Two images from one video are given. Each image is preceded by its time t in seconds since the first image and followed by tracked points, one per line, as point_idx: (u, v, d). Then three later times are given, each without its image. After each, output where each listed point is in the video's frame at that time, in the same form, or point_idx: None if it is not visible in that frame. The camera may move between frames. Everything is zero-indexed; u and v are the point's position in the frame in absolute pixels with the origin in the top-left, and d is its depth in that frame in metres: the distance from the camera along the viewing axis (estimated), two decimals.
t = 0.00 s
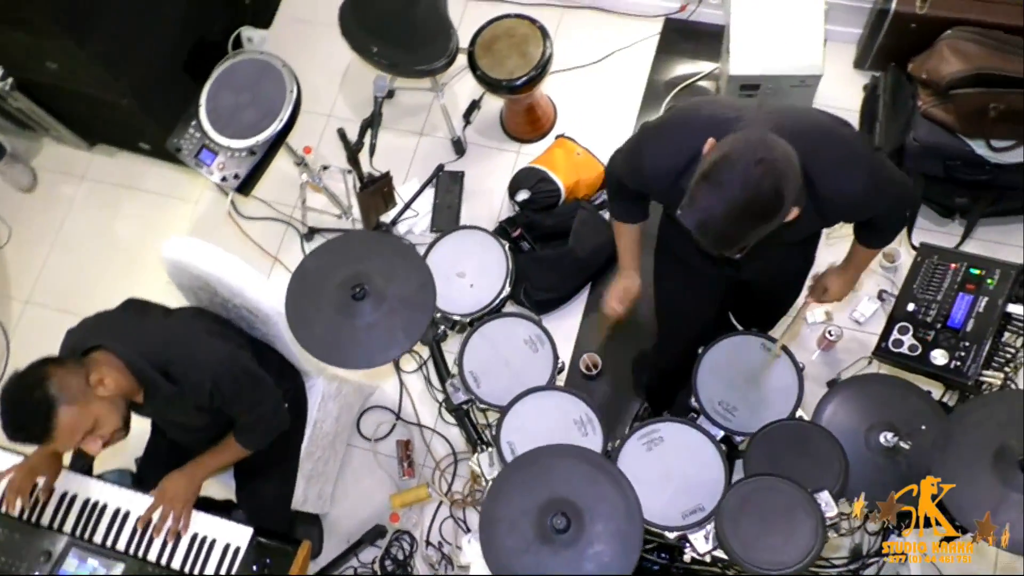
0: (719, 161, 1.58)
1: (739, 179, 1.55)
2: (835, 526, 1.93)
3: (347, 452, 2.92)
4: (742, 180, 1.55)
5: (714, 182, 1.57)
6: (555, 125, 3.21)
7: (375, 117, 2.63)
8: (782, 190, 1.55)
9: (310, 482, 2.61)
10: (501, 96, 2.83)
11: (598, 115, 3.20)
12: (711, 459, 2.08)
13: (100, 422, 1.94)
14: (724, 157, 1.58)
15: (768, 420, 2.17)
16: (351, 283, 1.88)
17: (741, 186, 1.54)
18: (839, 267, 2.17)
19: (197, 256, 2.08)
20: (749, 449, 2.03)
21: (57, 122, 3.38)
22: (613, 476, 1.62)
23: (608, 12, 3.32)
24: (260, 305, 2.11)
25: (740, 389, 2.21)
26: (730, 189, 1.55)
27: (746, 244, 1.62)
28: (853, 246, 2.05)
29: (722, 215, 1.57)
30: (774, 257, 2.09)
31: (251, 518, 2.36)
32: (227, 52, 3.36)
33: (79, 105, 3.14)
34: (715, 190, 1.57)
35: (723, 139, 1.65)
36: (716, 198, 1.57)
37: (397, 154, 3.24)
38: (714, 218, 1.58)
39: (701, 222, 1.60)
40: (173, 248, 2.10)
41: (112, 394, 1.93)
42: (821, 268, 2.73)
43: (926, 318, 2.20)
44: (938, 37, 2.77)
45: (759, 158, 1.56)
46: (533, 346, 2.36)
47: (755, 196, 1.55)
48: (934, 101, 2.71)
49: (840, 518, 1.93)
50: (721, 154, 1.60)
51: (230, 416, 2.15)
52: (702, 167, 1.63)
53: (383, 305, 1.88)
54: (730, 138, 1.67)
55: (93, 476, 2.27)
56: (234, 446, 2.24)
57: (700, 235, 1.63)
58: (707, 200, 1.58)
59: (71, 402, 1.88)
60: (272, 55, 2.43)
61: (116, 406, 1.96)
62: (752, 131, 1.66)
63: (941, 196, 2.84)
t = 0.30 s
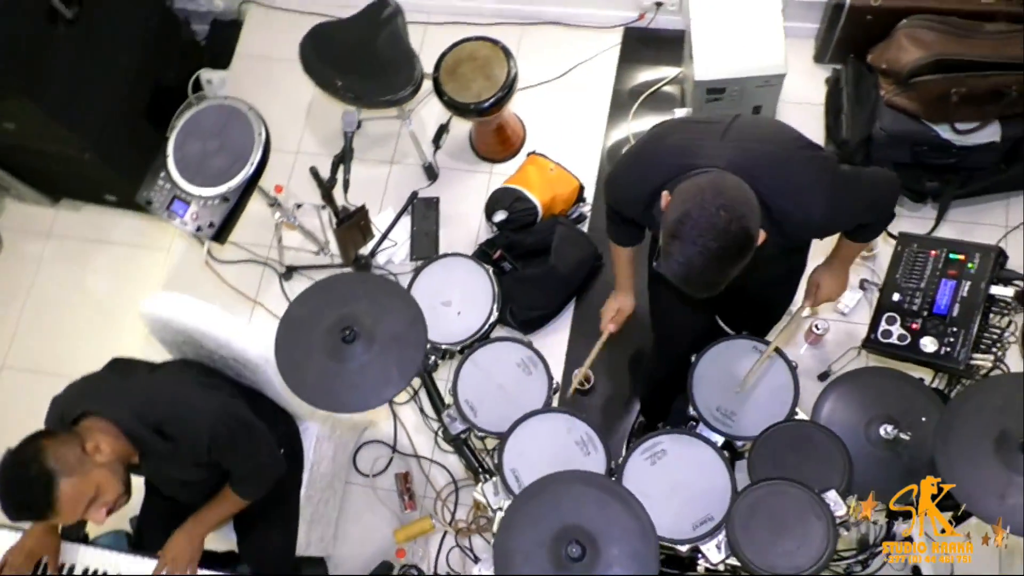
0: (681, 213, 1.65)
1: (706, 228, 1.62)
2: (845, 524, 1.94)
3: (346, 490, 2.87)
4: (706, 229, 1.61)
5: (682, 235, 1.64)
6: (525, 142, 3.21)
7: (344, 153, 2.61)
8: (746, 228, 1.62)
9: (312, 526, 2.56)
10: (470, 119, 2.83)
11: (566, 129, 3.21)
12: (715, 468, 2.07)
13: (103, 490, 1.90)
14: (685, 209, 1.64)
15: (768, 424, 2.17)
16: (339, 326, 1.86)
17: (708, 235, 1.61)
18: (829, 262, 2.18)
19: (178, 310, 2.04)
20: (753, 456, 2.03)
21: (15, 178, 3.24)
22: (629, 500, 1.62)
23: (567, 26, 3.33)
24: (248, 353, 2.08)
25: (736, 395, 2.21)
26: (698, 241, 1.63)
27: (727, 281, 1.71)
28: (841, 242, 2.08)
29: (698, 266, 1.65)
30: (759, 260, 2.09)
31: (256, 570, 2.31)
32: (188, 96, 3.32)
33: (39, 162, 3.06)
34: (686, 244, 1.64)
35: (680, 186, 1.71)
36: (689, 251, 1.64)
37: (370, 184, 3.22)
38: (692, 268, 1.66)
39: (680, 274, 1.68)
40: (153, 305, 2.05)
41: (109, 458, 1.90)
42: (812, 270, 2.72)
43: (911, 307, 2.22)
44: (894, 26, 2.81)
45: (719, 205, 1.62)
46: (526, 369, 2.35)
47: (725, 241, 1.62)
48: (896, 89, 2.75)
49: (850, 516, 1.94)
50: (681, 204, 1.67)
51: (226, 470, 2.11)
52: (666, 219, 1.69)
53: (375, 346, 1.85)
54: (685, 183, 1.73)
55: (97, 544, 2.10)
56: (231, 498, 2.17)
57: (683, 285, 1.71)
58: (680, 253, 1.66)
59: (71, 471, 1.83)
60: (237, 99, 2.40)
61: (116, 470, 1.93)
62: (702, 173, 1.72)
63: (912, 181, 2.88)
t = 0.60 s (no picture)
0: (662, 236, 1.65)
1: (690, 248, 1.62)
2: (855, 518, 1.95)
3: (347, 536, 2.82)
4: (690, 249, 1.62)
5: (666, 258, 1.64)
6: (491, 165, 3.20)
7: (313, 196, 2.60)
8: (730, 243, 1.62)
9: None
10: (434, 149, 2.81)
11: (530, 148, 3.21)
12: (720, 475, 2.07)
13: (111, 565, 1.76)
14: (665, 232, 1.65)
15: (766, 425, 2.18)
16: (330, 378, 1.83)
17: (692, 255, 1.62)
18: (812, 264, 2.28)
19: (162, 377, 2.00)
20: (756, 458, 2.04)
21: None
22: (642, 526, 1.60)
23: (519, 45, 3.34)
24: (238, 412, 2.04)
25: (732, 400, 2.21)
26: (684, 262, 1.63)
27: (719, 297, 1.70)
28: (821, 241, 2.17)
29: (687, 286, 1.65)
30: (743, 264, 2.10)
31: None
32: (144, 153, 3.26)
33: None
34: (671, 267, 1.64)
35: (657, 210, 1.72)
36: (676, 273, 1.64)
37: (339, 223, 3.18)
38: (681, 289, 1.66)
39: (670, 297, 1.68)
40: (136, 372, 2.02)
41: (108, 532, 1.81)
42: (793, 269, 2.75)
43: (893, 293, 2.24)
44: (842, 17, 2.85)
45: (700, 224, 1.63)
46: (519, 395, 2.34)
47: (711, 259, 1.62)
48: (849, 78, 2.77)
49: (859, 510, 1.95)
50: (660, 227, 1.67)
51: (227, 535, 2.05)
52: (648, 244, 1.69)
53: (367, 393, 1.82)
54: (661, 206, 1.73)
55: None
56: (235, 564, 2.10)
57: (675, 306, 1.71)
58: (668, 276, 1.66)
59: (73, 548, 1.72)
60: (198, 153, 2.36)
61: (119, 543, 1.81)
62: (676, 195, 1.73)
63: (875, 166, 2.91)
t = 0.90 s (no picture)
0: (659, 236, 1.66)
1: (687, 243, 1.62)
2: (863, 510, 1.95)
3: None
4: (689, 241, 1.62)
5: (665, 257, 1.64)
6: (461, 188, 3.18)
7: (287, 237, 2.64)
8: (728, 233, 1.64)
9: None
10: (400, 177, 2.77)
11: (498, 166, 3.19)
12: (724, 480, 2.07)
13: None
14: (663, 229, 1.66)
15: (766, 422, 2.18)
16: (324, 426, 1.79)
17: (692, 246, 1.62)
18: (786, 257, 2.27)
19: (152, 438, 1.95)
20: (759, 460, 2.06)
21: None
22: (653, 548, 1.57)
23: (477, 65, 3.33)
24: (232, 468, 1.99)
25: (728, 401, 2.21)
26: (684, 258, 1.62)
27: (723, 295, 1.69)
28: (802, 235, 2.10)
29: (689, 283, 1.64)
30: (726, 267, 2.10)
31: None
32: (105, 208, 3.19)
33: None
34: (672, 264, 1.64)
35: (646, 216, 1.73)
36: (679, 272, 1.63)
37: (312, 260, 3.14)
38: (685, 288, 1.65)
39: (674, 296, 1.66)
40: (121, 437, 1.97)
41: None
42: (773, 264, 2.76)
43: (874, 281, 2.25)
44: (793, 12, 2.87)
45: (692, 219, 1.65)
46: (514, 419, 2.32)
47: (710, 250, 1.62)
48: (807, 70, 2.79)
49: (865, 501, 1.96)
50: (656, 228, 1.68)
51: None
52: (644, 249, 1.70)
53: (362, 436, 1.79)
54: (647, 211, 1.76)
55: None
56: None
57: (681, 309, 1.69)
58: (667, 275, 1.65)
59: None
60: (163, 206, 2.32)
61: None
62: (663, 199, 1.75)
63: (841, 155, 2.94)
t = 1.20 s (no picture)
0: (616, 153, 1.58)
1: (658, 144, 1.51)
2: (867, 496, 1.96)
3: None
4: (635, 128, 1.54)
5: (631, 159, 1.54)
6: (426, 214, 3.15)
7: (256, 284, 2.71)
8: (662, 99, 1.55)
9: None
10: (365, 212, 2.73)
11: (461, 189, 3.17)
12: (727, 481, 2.06)
13: None
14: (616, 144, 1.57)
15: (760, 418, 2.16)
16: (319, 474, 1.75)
17: (640, 131, 1.53)
18: (764, 246, 2.21)
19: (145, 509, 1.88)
20: (760, 460, 2.07)
21: None
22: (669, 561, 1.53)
23: (428, 90, 3.31)
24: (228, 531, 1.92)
25: (720, 400, 2.19)
26: (667, 158, 1.50)
27: (720, 161, 1.54)
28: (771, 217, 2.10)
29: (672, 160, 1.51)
30: (703, 267, 2.10)
31: None
32: (63, 274, 3.09)
33: None
34: (641, 157, 1.53)
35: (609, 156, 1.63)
36: (671, 171, 1.51)
37: (283, 303, 3.08)
38: (685, 170, 1.51)
39: (677, 185, 1.51)
40: (114, 510, 1.90)
41: None
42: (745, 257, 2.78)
43: (849, 265, 2.27)
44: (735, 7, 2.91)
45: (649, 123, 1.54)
46: (509, 443, 2.29)
47: (662, 124, 1.52)
48: (755, 62, 2.81)
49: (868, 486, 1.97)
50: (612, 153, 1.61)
51: None
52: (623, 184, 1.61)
53: (359, 483, 1.74)
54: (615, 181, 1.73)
55: None
56: None
57: (699, 193, 1.52)
58: (649, 171, 1.52)
59: None
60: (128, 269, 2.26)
61: None
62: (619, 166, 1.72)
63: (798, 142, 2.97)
